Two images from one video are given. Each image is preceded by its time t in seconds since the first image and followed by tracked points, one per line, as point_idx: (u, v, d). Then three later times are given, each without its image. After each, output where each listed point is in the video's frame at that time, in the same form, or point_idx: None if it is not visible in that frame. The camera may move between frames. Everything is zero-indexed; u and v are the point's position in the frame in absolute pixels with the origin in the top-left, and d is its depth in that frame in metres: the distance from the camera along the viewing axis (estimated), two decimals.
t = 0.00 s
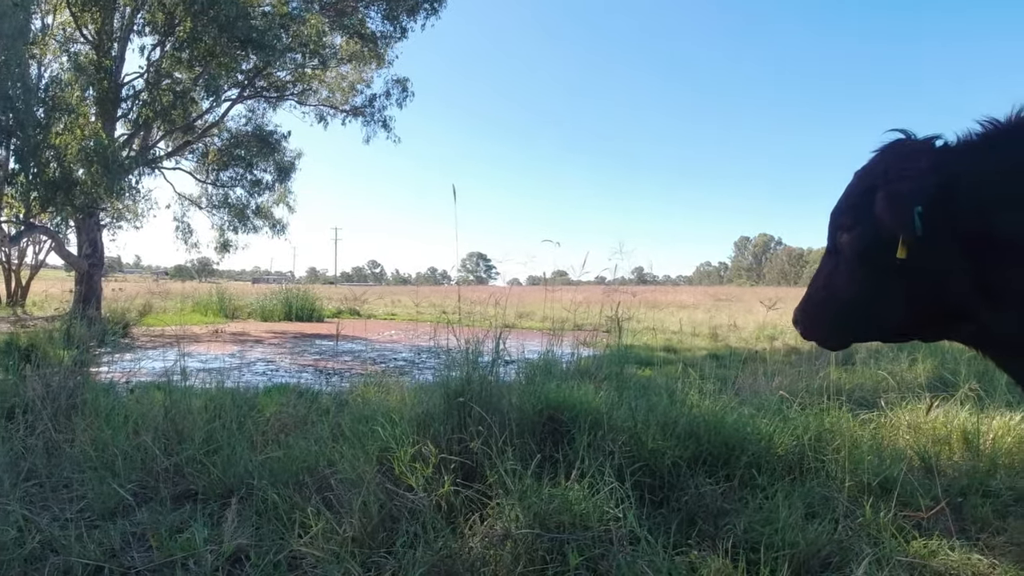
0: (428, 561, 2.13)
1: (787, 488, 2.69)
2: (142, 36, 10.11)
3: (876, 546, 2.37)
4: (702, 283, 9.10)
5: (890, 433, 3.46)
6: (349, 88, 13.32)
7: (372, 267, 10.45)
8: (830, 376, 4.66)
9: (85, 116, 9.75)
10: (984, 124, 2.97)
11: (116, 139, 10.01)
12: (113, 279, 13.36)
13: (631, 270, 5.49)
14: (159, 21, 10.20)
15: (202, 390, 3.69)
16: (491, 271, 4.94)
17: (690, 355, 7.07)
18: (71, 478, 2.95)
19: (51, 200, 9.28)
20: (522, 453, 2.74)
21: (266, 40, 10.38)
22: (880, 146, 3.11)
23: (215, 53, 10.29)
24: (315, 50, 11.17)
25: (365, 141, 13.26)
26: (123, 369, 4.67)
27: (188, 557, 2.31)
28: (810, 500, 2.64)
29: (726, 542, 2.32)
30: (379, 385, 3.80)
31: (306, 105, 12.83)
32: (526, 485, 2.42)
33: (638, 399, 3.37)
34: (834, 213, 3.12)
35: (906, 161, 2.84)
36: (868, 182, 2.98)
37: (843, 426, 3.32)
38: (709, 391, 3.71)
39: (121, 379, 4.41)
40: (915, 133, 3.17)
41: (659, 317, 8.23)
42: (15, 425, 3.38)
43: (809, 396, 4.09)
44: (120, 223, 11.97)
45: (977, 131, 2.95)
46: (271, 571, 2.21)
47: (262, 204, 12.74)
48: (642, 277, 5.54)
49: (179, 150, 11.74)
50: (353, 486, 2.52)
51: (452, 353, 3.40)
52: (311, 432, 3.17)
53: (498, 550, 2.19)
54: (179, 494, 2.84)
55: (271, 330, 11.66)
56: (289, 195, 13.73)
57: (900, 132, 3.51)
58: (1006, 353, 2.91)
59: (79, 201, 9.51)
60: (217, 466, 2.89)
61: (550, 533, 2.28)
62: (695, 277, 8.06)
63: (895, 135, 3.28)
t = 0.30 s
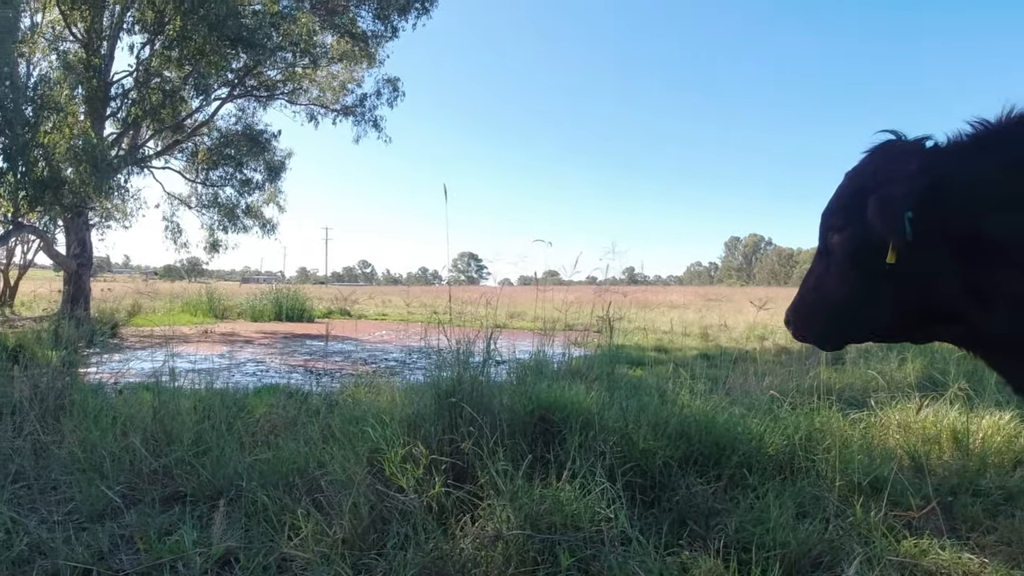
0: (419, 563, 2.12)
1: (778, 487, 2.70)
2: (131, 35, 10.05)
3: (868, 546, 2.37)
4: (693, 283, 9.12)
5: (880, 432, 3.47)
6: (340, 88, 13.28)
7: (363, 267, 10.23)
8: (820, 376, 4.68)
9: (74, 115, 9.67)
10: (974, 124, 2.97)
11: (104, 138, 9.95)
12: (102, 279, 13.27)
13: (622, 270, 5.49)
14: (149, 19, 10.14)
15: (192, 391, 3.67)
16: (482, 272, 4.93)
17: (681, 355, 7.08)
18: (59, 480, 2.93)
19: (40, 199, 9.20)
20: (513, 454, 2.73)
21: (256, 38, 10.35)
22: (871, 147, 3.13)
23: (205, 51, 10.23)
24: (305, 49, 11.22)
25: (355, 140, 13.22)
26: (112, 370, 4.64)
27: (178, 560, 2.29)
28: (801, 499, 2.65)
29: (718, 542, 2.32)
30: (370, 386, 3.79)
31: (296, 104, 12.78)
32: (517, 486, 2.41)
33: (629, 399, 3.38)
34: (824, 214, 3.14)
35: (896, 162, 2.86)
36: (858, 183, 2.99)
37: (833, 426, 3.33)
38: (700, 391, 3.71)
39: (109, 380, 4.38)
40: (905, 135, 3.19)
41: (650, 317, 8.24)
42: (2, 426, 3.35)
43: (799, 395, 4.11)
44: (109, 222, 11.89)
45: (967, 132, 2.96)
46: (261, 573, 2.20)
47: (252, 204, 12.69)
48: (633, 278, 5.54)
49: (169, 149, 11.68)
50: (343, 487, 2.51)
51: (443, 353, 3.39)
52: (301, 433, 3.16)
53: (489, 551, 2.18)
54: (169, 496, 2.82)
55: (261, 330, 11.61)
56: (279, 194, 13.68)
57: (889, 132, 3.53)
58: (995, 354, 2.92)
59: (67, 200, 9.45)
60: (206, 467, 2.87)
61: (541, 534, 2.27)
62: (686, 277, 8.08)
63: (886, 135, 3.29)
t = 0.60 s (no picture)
0: (408, 563, 2.10)
1: (768, 486, 2.70)
2: (119, 31, 9.95)
3: (858, 543, 2.37)
4: (683, 282, 9.14)
5: (869, 430, 3.49)
6: (330, 86, 13.22)
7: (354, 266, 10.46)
8: (810, 375, 4.70)
9: (60, 112, 9.59)
10: (964, 123, 2.98)
11: (92, 136, 9.88)
12: (90, 277, 13.18)
13: (613, 269, 5.50)
14: (137, 15, 10.06)
15: (180, 390, 3.65)
16: (473, 270, 4.93)
17: (671, 353, 7.09)
18: (45, 480, 2.89)
19: (26, 197, 9.06)
20: (503, 452, 2.72)
21: (245, 35, 10.24)
22: (861, 146, 3.13)
23: (194, 49, 10.21)
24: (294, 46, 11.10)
25: (345, 138, 13.16)
26: (99, 368, 4.62)
27: (164, 560, 2.27)
28: (791, 497, 2.65)
29: (708, 541, 2.31)
30: (359, 384, 3.77)
31: (285, 102, 12.73)
32: (507, 485, 2.40)
33: (619, 397, 3.38)
34: (815, 213, 3.15)
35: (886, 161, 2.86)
36: (848, 182, 3.00)
37: (822, 424, 3.34)
38: (690, 389, 3.72)
39: (96, 379, 4.36)
40: (895, 133, 3.20)
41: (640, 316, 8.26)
42: None
43: (788, 393, 4.12)
44: (97, 220, 11.82)
45: (957, 130, 2.96)
46: (248, 574, 2.18)
47: (241, 202, 12.62)
48: (624, 276, 5.55)
49: (156, 147, 11.61)
50: (331, 487, 2.49)
51: (433, 352, 3.38)
52: (290, 432, 3.14)
53: (479, 550, 2.17)
54: (155, 496, 2.79)
55: (250, 329, 11.57)
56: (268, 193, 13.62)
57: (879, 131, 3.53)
58: (986, 353, 2.92)
59: (54, 198, 9.31)
60: (193, 467, 2.84)
61: (531, 533, 2.26)
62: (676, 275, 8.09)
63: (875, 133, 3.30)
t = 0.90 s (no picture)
0: (391, 560, 2.08)
1: (752, 482, 2.70)
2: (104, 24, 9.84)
3: (841, 539, 2.38)
4: (668, 279, 9.17)
5: (853, 427, 3.50)
6: (316, 81, 13.16)
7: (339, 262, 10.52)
8: (794, 372, 4.72)
9: (43, 106, 9.47)
10: (948, 121, 3.00)
11: (75, 130, 9.80)
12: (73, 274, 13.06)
13: (600, 266, 5.51)
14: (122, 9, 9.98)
15: (162, 387, 3.62)
16: (459, 266, 4.94)
17: (658, 350, 7.11)
18: (23, 478, 2.86)
19: (7, 192, 8.95)
20: (487, 449, 2.71)
21: (230, 30, 10.24)
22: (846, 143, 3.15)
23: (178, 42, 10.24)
24: (280, 41, 11.14)
25: (330, 134, 13.17)
26: (81, 365, 4.57)
27: (145, 559, 2.24)
28: (774, 493, 2.66)
29: (693, 537, 2.31)
30: (344, 380, 3.75)
31: (271, 97, 12.66)
32: (491, 482, 2.39)
33: (604, 394, 3.38)
34: (799, 210, 3.16)
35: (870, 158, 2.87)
36: (833, 178, 3.01)
37: (806, 420, 3.35)
38: (675, 386, 3.73)
39: (77, 376, 4.32)
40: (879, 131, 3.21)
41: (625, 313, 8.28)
42: None
43: (773, 390, 4.14)
44: (79, 216, 11.73)
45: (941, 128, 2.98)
46: (228, 572, 2.15)
47: (225, 198, 12.53)
48: (610, 273, 5.56)
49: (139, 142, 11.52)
50: (315, 484, 2.48)
51: (418, 349, 3.37)
52: (273, 429, 3.12)
53: (462, 547, 2.16)
54: (136, 494, 2.77)
55: (234, 325, 11.51)
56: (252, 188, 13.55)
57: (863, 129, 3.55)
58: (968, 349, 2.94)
59: (37, 193, 9.21)
60: (174, 464, 2.82)
61: (515, 529, 2.25)
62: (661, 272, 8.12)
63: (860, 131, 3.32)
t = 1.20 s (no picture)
0: (370, 559, 2.07)
1: (732, 478, 2.72)
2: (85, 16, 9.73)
3: (820, 536, 2.40)
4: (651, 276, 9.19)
5: (832, 424, 3.53)
6: (299, 75, 13.05)
7: (323, 259, 10.49)
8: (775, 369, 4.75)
9: (22, 100, 9.35)
10: (927, 121, 3.02)
11: (55, 124, 9.69)
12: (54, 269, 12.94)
13: (584, 264, 5.53)
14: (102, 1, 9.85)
15: (142, 385, 3.59)
16: (443, 263, 4.96)
17: (641, 347, 7.13)
18: None
19: None
20: (468, 446, 2.71)
21: (213, 24, 10.11)
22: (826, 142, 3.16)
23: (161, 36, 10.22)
24: (265, 35, 11.15)
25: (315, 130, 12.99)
26: (61, 362, 4.54)
27: (123, 558, 2.22)
28: (754, 490, 2.67)
29: (673, 534, 2.32)
30: (325, 377, 3.74)
31: (254, 91, 12.56)
32: (472, 480, 2.39)
33: (586, 391, 3.38)
34: (779, 208, 3.17)
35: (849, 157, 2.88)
36: (812, 177, 3.02)
37: (786, 417, 3.37)
38: (657, 383, 3.74)
39: (57, 373, 4.29)
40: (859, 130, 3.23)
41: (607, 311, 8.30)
42: None
43: (754, 387, 4.16)
44: (59, 211, 11.62)
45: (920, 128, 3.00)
46: (206, 571, 2.14)
47: (207, 193, 12.44)
48: (594, 271, 5.58)
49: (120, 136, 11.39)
50: (295, 483, 2.46)
51: (399, 346, 3.36)
52: (253, 426, 3.11)
53: (442, 545, 2.15)
54: (114, 493, 2.74)
55: (215, 322, 11.47)
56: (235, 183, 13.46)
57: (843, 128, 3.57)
58: (944, 348, 2.97)
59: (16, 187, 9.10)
60: (154, 462, 2.80)
61: (495, 527, 2.25)
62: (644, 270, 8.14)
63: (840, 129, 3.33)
